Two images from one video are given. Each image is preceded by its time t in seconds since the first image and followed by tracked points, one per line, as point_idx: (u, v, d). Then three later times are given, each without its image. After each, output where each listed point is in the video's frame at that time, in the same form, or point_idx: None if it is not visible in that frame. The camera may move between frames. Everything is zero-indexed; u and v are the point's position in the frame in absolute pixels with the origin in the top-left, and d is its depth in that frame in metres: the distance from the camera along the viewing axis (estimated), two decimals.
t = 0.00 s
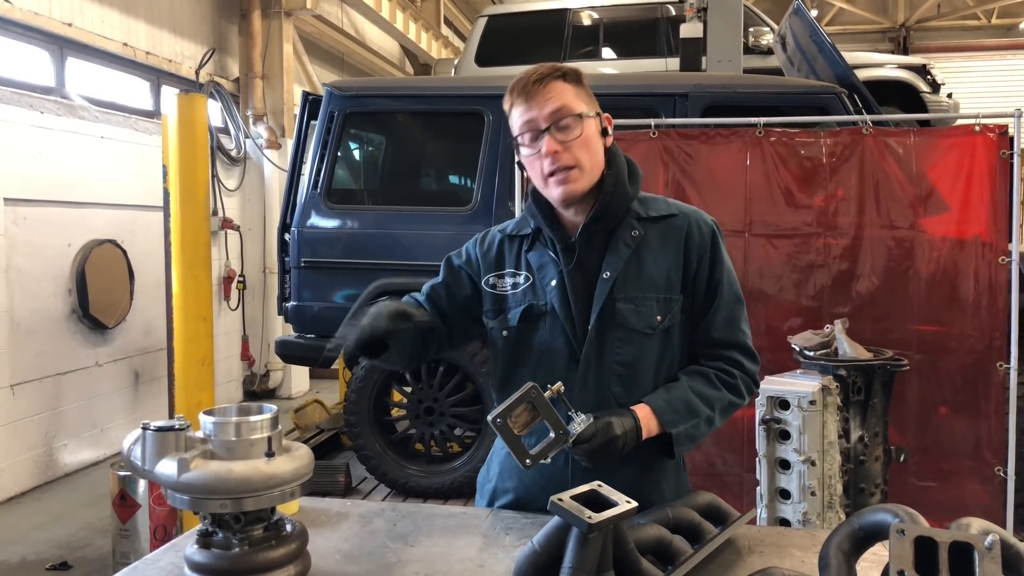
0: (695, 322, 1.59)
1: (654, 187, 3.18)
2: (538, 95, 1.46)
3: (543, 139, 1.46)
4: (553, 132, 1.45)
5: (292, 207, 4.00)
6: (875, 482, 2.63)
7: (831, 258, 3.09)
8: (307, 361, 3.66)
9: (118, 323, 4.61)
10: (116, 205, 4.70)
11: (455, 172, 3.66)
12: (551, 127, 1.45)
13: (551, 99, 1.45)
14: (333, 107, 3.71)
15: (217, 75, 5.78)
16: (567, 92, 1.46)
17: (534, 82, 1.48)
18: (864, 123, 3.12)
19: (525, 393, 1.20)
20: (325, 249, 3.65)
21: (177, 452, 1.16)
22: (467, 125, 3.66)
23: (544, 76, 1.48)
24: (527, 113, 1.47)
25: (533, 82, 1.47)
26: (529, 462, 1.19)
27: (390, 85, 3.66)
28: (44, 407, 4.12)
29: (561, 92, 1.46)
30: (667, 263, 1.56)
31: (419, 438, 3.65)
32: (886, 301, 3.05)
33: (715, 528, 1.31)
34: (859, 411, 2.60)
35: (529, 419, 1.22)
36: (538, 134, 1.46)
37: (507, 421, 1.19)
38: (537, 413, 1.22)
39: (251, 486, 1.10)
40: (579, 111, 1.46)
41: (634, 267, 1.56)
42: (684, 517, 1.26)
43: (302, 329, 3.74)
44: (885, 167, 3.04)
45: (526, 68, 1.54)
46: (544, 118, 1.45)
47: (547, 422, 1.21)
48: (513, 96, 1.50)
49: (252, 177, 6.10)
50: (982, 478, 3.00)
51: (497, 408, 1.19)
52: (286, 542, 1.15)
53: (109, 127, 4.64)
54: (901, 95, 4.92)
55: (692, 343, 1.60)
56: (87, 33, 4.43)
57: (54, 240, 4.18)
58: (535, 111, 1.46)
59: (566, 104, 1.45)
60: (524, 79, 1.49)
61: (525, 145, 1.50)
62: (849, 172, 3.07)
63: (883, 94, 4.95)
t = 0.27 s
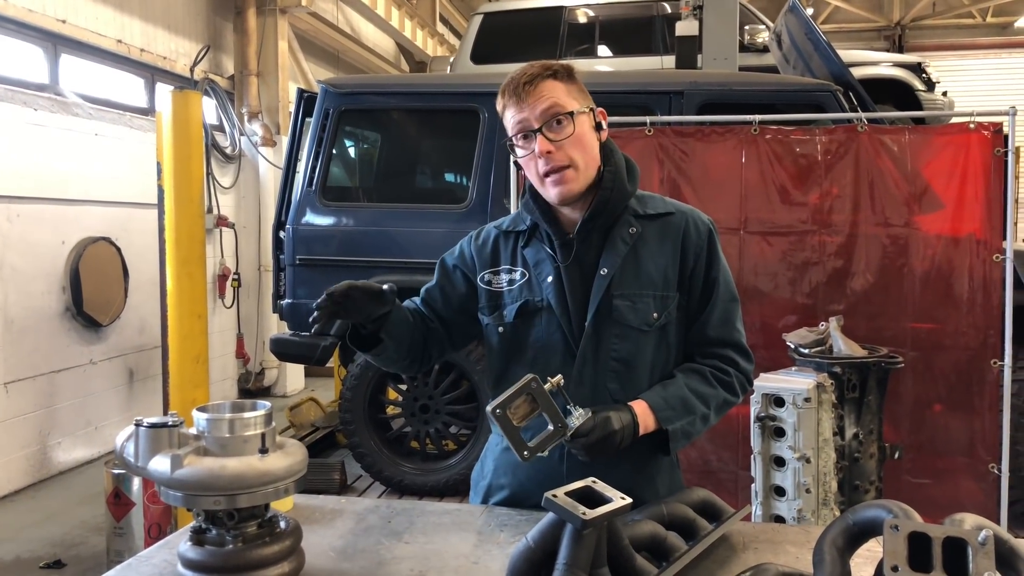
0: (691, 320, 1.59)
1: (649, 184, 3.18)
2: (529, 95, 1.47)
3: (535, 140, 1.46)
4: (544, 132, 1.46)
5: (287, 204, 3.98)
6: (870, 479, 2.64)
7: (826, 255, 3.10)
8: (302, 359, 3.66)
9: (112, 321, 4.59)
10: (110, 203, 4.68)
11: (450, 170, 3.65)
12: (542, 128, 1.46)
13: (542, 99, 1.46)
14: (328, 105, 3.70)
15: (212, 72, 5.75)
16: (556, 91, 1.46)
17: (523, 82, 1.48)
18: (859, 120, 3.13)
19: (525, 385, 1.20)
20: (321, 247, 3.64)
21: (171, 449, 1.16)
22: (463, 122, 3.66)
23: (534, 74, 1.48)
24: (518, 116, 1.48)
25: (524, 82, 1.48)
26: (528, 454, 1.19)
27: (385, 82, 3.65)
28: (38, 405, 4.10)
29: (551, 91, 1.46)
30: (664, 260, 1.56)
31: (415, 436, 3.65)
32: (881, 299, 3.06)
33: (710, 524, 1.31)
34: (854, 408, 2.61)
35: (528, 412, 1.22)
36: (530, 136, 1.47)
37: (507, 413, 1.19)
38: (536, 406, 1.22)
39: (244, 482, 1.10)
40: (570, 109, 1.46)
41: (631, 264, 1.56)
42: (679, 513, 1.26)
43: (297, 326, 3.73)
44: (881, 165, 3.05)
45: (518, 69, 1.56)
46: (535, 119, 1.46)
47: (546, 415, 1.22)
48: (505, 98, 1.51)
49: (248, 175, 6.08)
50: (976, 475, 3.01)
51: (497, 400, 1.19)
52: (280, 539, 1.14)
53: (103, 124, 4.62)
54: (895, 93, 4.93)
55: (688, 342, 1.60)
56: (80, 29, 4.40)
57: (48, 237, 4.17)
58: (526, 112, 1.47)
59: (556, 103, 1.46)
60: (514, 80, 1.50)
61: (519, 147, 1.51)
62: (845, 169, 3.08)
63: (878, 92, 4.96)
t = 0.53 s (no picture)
0: (686, 320, 1.59)
1: (645, 184, 3.19)
2: (522, 97, 1.47)
3: (528, 142, 1.47)
4: (537, 135, 1.46)
5: (282, 203, 3.98)
6: (863, 479, 2.64)
7: (820, 255, 3.10)
8: (297, 358, 3.65)
9: (105, 320, 4.58)
10: (104, 201, 4.66)
11: (446, 169, 3.65)
12: (535, 130, 1.46)
13: (535, 100, 1.46)
14: (323, 103, 3.69)
15: (206, 70, 5.73)
16: (550, 93, 1.47)
17: (517, 84, 1.49)
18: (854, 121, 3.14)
19: (519, 385, 1.20)
20: (316, 246, 3.63)
21: (163, 448, 1.15)
22: (458, 122, 3.65)
23: (528, 75, 1.48)
24: (512, 117, 1.48)
25: (517, 83, 1.48)
26: (521, 454, 1.18)
27: (380, 81, 3.64)
28: (31, 404, 4.08)
29: (545, 93, 1.46)
30: (659, 260, 1.56)
31: (409, 435, 3.65)
32: (875, 299, 3.07)
33: (703, 524, 1.31)
34: (848, 409, 2.62)
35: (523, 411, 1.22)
36: (524, 138, 1.47)
37: (501, 413, 1.19)
38: (531, 405, 1.22)
39: (237, 481, 1.10)
40: (563, 112, 1.46)
41: (626, 263, 1.56)
42: (672, 513, 1.26)
43: (292, 326, 3.72)
44: (875, 165, 3.05)
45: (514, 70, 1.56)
46: (528, 121, 1.46)
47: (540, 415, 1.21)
48: (499, 99, 1.51)
49: (242, 174, 6.07)
50: (969, 475, 3.03)
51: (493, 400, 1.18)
52: (273, 538, 1.14)
53: (96, 122, 4.60)
54: (890, 94, 4.95)
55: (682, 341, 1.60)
56: (74, 27, 4.38)
57: (41, 236, 4.15)
58: (519, 113, 1.47)
59: (550, 105, 1.46)
60: (509, 81, 1.50)
61: (513, 149, 1.51)
62: (839, 170, 3.08)
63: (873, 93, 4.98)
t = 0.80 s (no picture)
0: (684, 320, 1.59)
1: (643, 184, 3.19)
2: (514, 109, 1.43)
3: (520, 157, 1.44)
4: (529, 151, 1.44)
5: (279, 202, 3.97)
6: (860, 478, 2.64)
7: (818, 255, 3.11)
8: (294, 357, 3.65)
9: (102, 319, 4.57)
10: (101, 200, 4.65)
11: (444, 169, 3.65)
12: (527, 146, 1.43)
13: (527, 114, 1.42)
14: (320, 102, 3.68)
15: (204, 69, 5.72)
16: (542, 106, 1.42)
17: (509, 92, 1.44)
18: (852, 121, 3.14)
19: (519, 381, 1.20)
20: (313, 245, 3.63)
21: (160, 445, 1.15)
22: (456, 121, 3.65)
23: (520, 84, 1.43)
24: (504, 129, 1.45)
25: (509, 93, 1.43)
26: (518, 449, 1.19)
27: (378, 80, 3.64)
28: (28, 402, 4.08)
29: (537, 105, 1.42)
30: (657, 260, 1.56)
31: (407, 435, 3.65)
32: (872, 299, 3.07)
33: (700, 523, 1.31)
34: (845, 408, 2.62)
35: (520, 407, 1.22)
36: (515, 152, 1.45)
37: (499, 408, 1.19)
38: (529, 401, 1.23)
39: (234, 479, 1.10)
40: (555, 126, 1.43)
41: (624, 263, 1.56)
42: (670, 512, 1.26)
43: (289, 324, 3.72)
44: (873, 165, 3.06)
45: (506, 68, 1.50)
46: (521, 136, 1.43)
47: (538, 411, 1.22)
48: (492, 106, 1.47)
49: (240, 173, 6.06)
50: (966, 475, 3.03)
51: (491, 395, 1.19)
52: (269, 535, 1.14)
53: (94, 120, 4.59)
54: (888, 94, 4.95)
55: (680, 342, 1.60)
56: (72, 25, 4.37)
57: (39, 234, 4.14)
58: (511, 127, 1.44)
59: (542, 120, 1.42)
60: (500, 89, 1.45)
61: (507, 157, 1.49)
62: (837, 170, 3.09)
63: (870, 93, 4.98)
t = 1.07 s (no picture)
0: (685, 318, 1.59)
1: (644, 183, 3.19)
2: (515, 114, 1.42)
3: (520, 162, 1.44)
4: (529, 156, 1.43)
5: (280, 200, 3.97)
6: (861, 477, 2.64)
7: (819, 254, 3.11)
8: (295, 355, 3.65)
9: (103, 317, 4.57)
10: (102, 198, 4.65)
11: (445, 167, 3.65)
12: (527, 152, 1.42)
13: (528, 120, 1.41)
14: (321, 100, 3.69)
15: (205, 68, 5.72)
16: (542, 112, 1.41)
17: (509, 96, 1.42)
18: (853, 120, 3.14)
19: (525, 372, 1.20)
20: (314, 243, 3.63)
21: (160, 441, 1.15)
22: (457, 119, 3.65)
23: (521, 88, 1.41)
24: (504, 132, 1.44)
25: (509, 97, 1.42)
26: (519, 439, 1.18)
27: (378, 78, 3.64)
28: (29, 400, 4.08)
29: (538, 111, 1.41)
30: (657, 258, 1.56)
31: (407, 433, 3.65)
32: (873, 298, 3.07)
33: (701, 520, 1.31)
34: (845, 407, 2.62)
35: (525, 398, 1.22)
36: (515, 156, 1.44)
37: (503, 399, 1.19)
38: (534, 393, 1.22)
39: (235, 475, 1.10)
40: (556, 132, 1.42)
41: (624, 262, 1.56)
42: (670, 509, 1.27)
43: (290, 322, 3.72)
44: (874, 164, 3.05)
45: (506, 68, 1.48)
46: (520, 142, 1.42)
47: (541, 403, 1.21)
48: (492, 109, 1.46)
49: (241, 171, 6.06)
50: (966, 474, 3.03)
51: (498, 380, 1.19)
52: (269, 532, 1.14)
53: (95, 118, 4.59)
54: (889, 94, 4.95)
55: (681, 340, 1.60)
56: (73, 23, 4.38)
57: (40, 232, 4.14)
58: (511, 132, 1.43)
59: (542, 126, 1.41)
60: (501, 92, 1.44)
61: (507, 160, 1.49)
62: (838, 168, 3.08)
63: (872, 92, 4.98)
